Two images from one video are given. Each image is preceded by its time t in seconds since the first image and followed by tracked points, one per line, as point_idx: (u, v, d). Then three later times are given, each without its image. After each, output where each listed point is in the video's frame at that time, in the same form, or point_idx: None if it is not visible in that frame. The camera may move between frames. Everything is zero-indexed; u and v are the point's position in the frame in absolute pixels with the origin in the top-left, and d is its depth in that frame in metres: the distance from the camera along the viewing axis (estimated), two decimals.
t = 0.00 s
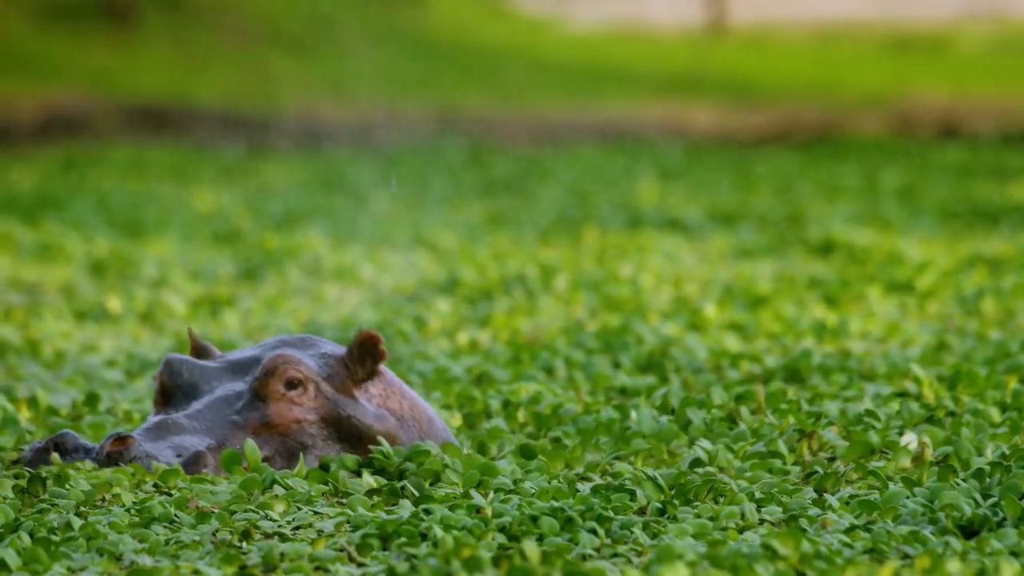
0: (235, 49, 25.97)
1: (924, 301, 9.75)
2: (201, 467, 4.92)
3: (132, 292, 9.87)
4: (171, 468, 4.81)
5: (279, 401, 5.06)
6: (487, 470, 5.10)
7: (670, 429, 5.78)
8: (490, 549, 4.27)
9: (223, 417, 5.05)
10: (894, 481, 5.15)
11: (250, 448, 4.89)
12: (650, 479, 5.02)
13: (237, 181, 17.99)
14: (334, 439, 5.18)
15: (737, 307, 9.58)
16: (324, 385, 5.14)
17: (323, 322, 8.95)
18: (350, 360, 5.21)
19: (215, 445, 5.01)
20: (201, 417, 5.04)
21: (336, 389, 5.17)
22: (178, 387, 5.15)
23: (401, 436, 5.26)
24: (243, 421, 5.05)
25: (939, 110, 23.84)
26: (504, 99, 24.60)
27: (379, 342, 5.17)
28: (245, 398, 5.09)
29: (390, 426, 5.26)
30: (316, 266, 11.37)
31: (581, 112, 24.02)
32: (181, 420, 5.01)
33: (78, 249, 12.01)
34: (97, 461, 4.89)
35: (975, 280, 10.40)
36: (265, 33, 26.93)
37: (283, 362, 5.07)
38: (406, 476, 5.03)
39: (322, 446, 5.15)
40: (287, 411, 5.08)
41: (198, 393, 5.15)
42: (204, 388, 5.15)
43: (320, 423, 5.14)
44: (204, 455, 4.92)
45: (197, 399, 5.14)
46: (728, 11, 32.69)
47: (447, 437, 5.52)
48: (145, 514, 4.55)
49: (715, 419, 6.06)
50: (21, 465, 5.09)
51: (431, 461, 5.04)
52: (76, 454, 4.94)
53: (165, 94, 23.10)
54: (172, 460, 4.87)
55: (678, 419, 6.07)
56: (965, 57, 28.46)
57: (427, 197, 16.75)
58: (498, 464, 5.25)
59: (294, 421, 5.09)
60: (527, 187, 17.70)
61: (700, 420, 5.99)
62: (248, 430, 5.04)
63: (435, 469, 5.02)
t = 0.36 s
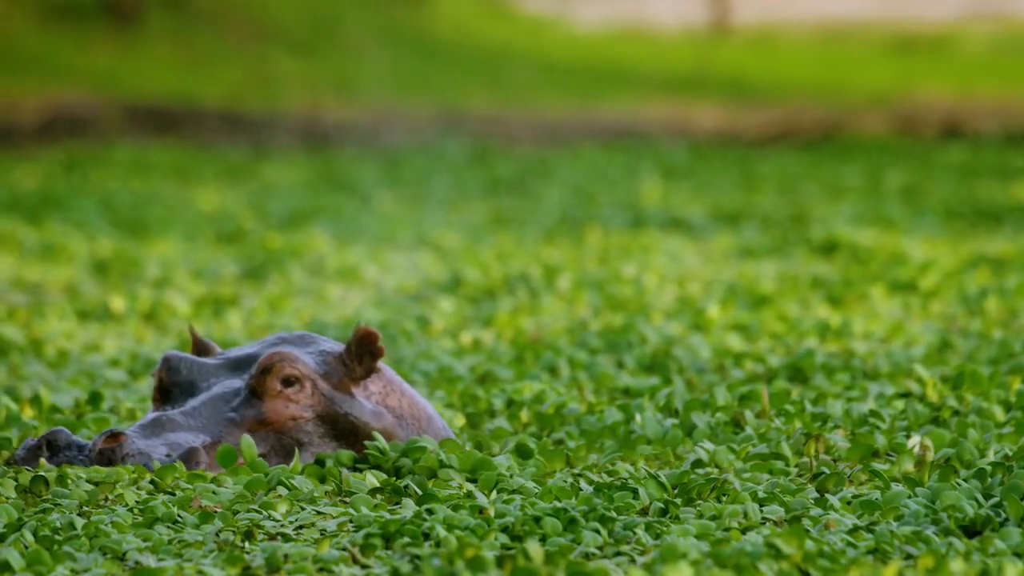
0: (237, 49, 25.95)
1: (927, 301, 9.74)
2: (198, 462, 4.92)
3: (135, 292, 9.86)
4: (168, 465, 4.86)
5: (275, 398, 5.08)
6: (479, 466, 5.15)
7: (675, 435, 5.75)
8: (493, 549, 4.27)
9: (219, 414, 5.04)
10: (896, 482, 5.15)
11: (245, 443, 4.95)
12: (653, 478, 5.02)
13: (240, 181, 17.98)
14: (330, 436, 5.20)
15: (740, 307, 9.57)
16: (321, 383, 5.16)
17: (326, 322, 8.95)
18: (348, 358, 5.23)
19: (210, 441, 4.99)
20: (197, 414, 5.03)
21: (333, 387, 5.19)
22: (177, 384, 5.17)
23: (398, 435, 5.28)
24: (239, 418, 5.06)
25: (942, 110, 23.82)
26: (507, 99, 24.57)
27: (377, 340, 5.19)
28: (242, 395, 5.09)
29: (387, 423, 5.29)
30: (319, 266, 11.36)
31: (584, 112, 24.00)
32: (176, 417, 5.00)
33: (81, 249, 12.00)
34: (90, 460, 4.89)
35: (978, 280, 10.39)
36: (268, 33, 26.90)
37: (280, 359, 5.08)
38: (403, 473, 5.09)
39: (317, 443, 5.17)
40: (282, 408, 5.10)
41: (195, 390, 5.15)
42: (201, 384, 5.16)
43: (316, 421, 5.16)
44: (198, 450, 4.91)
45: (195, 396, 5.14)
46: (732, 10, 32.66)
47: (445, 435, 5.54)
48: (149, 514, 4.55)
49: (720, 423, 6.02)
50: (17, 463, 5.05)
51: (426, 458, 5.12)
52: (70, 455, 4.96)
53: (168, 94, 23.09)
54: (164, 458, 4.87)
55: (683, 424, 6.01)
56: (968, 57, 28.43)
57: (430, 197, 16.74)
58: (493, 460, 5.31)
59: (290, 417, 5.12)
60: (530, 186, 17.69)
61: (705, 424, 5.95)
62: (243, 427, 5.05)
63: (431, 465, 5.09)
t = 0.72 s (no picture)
0: (246, 49, 25.97)
1: (935, 301, 9.74)
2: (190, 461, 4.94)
3: (144, 292, 9.88)
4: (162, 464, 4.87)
5: (270, 399, 5.14)
6: (480, 465, 5.17)
7: (684, 443, 5.68)
8: (501, 550, 4.27)
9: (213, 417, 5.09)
10: (902, 483, 5.15)
11: (240, 437, 4.98)
12: (661, 479, 5.02)
13: (248, 182, 17.99)
14: (326, 435, 5.28)
15: (748, 307, 9.57)
16: (316, 382, 5.24)
17: (334, 322, 8.95)
18: (344, 356, 5.32)
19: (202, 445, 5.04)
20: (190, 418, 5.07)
21: (329, 386, 5.28)
22: (173, 386, 5.22)
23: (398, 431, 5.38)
24: (234, 421, 5.11)
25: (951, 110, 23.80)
26: (517, 99, 24.57)
27: (372, 336, 5.28)
28: (236, 397, 5.14)
29: (385, 421, 5.38)
30: (327, 266, 11.38)
31: (593, 112, 23.99)
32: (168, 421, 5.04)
33: (90, 249, 12.01)
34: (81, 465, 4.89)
35: (986, 280, 10.39)
36: (277, 33, 26.93)
37: (274, 360, 5.13)
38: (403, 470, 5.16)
39: (314, 443, 5.24)
40: (278, 409, 5.16)
41: (191, 392, 5.20)
42: (198, 386, 5.21)
43: (311, 420, 5.23)
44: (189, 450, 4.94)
45: (190, 399, 5.19)
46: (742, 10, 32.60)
47: (448, 432, 5.66)
48: (156, 515, 4.55)
49: (727, 430, 6.01)
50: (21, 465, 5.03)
51: (426, 455, 5.17)
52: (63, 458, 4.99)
53: (177, 93, 23.11)
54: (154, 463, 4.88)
55: (690, 430, 5.98)
56: (978, 57, 28.40)
57: (439, 197, 16.75)
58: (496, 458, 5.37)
59: (285, 418, 5.18)
60: (539, 187, 17.69)
61: (713, 431, 5.93)
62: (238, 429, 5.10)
63: (432, 465, 5.14)
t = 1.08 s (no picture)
0: (255, 49, 25.97)
1: (944, 301, 9.72)
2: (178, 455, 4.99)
3: (152, 292, 9.88)
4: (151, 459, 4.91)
5: (260, 397, 5.15)
6: (484, 460, 5.22)
7: (692, 441, 5.69)
8: (509, 548, 4.26)
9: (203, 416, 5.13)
10: (908, 481, 5.14)
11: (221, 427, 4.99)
12: (668, 478, 5.01)
13: (257, 182, 17.99)
14: (318, 433, 5.25)
15: (757, 307, 9.56)
16: (307, 380, 5.22)
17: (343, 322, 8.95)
18: (337, 353, 5.29)
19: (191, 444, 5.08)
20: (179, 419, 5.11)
21: (321, 382, 5.26)
22: (167, 386, 5.26)
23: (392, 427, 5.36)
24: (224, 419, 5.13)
25: (961, 109, 23.76)
26: (525, 99, 24.53)
27: (363, 332, 5.25)
28: (226, 396, 5.17)
29: (378, 417, 5.35)
30: (336, 266, 11.37)
31: (601, 111, 23.95)
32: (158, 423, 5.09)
33: (98, 249, 12.02)
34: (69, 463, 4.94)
35: (995, 280, 10.36)
36: (286, 33, 26.91)
37: (264, 358, 5.15)
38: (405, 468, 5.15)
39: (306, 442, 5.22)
40: (269, 408, 5.16)
41: (184, 391, 5.24)
42: (191, 384, 5.25)
43: (303, 418, 5.21)
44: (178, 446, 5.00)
45: (183, 398, 5.23)
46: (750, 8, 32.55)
47: (445, 426, 5.65)
48: (163, 514, 4.56)
49: (735, 430, 5.99)
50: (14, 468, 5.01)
51: (430, 452, 5.17)
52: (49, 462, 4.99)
53: (185, 93, 23.10)
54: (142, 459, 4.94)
55: (699, 429, 5.98)
56: (987, 57, 28.35)
57: (447, 197, 16.74)
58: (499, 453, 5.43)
59: (277, 417, 5.18)
60: (547, 187, 17.67)
61: (721, 431, 5.92)
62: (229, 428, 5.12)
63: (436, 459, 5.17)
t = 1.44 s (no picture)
0: (262, 49, 26.06)
1: (950, 301, 9.73)
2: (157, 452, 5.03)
3: (159, 292, 9.90)
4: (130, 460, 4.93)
5: (255, 395, 5.14)
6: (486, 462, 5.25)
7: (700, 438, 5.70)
8: (516, 549, 4.26)
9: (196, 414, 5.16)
10: (913, 481, 5.14)
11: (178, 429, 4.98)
12: (673, 479, 5.00)
13: (264, 182, 18.04)
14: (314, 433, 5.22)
15: (763, 308, 9.56)
16: (303, 379, 5.23)
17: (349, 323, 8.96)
18: (333, 352, 5.30)
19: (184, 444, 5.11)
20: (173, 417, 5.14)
21: (317, 381, 5.25)
22: (163, 384, 5.31)
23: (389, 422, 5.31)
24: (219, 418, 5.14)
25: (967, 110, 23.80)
26: (532, 99, 24.60)
27: (359, 331, 5.25)
28: (220, 394, 5.20)
29: (373, 417, 5.30)
30: (343, 267, 11.39)
31: (608, 111, 24.02)
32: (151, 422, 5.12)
33: (105, 249, 12.05)
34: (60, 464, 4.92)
35: (1001, 281, 10.37)
36: (294, 33, 27.01)
37: (260, 357, 5.16)
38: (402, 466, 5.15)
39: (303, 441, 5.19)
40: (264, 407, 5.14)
41: (181, 390, 5.29)
42: (187, 382, 5.30)
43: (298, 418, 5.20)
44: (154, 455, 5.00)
45: (179, 396, 5.28)
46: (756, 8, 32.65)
47: (443, 428, 5.60)
48: (169, 514, 4.56)
49: (744, 428, 6.00)
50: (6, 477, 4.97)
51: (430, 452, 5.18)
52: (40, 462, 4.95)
53: (193, 94, 23.17)
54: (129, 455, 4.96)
55: (707, 427, 6.01)
56: (994, 57, 28.42)
57: (454, 197, 16.78)
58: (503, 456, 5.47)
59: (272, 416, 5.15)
60: (554, 187, 17.71)
61: (729, 429, 5.93)
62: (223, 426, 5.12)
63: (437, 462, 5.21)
